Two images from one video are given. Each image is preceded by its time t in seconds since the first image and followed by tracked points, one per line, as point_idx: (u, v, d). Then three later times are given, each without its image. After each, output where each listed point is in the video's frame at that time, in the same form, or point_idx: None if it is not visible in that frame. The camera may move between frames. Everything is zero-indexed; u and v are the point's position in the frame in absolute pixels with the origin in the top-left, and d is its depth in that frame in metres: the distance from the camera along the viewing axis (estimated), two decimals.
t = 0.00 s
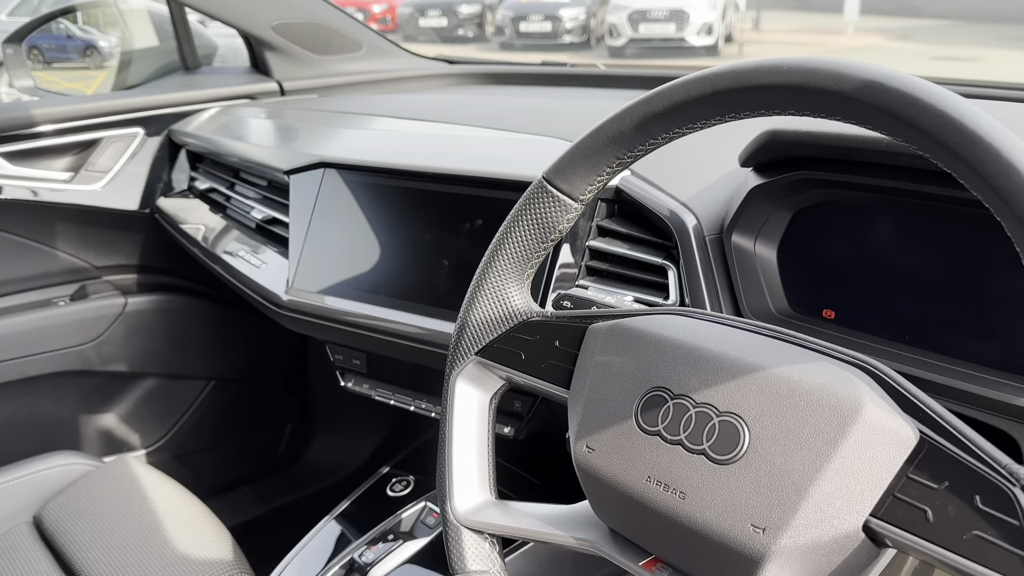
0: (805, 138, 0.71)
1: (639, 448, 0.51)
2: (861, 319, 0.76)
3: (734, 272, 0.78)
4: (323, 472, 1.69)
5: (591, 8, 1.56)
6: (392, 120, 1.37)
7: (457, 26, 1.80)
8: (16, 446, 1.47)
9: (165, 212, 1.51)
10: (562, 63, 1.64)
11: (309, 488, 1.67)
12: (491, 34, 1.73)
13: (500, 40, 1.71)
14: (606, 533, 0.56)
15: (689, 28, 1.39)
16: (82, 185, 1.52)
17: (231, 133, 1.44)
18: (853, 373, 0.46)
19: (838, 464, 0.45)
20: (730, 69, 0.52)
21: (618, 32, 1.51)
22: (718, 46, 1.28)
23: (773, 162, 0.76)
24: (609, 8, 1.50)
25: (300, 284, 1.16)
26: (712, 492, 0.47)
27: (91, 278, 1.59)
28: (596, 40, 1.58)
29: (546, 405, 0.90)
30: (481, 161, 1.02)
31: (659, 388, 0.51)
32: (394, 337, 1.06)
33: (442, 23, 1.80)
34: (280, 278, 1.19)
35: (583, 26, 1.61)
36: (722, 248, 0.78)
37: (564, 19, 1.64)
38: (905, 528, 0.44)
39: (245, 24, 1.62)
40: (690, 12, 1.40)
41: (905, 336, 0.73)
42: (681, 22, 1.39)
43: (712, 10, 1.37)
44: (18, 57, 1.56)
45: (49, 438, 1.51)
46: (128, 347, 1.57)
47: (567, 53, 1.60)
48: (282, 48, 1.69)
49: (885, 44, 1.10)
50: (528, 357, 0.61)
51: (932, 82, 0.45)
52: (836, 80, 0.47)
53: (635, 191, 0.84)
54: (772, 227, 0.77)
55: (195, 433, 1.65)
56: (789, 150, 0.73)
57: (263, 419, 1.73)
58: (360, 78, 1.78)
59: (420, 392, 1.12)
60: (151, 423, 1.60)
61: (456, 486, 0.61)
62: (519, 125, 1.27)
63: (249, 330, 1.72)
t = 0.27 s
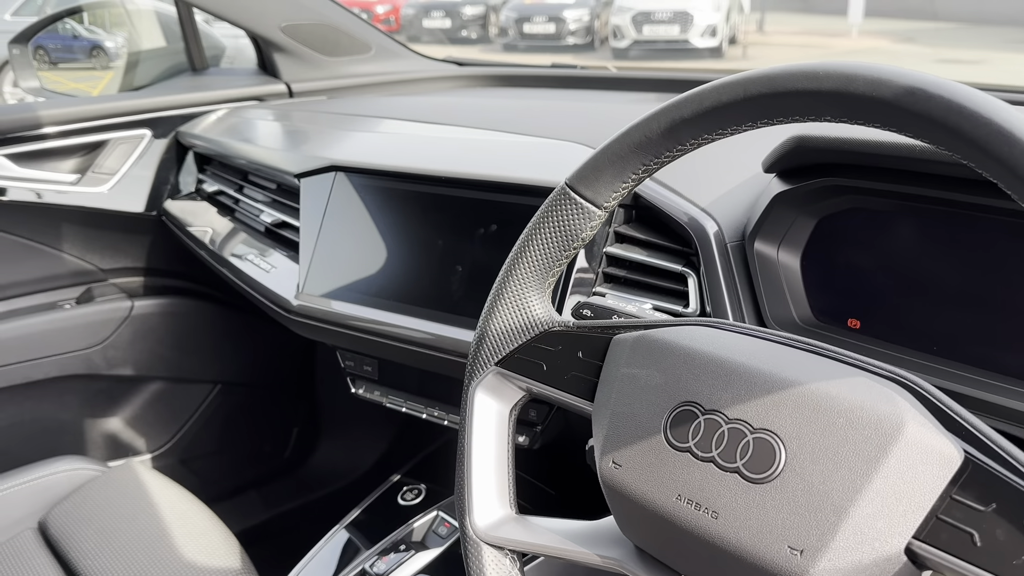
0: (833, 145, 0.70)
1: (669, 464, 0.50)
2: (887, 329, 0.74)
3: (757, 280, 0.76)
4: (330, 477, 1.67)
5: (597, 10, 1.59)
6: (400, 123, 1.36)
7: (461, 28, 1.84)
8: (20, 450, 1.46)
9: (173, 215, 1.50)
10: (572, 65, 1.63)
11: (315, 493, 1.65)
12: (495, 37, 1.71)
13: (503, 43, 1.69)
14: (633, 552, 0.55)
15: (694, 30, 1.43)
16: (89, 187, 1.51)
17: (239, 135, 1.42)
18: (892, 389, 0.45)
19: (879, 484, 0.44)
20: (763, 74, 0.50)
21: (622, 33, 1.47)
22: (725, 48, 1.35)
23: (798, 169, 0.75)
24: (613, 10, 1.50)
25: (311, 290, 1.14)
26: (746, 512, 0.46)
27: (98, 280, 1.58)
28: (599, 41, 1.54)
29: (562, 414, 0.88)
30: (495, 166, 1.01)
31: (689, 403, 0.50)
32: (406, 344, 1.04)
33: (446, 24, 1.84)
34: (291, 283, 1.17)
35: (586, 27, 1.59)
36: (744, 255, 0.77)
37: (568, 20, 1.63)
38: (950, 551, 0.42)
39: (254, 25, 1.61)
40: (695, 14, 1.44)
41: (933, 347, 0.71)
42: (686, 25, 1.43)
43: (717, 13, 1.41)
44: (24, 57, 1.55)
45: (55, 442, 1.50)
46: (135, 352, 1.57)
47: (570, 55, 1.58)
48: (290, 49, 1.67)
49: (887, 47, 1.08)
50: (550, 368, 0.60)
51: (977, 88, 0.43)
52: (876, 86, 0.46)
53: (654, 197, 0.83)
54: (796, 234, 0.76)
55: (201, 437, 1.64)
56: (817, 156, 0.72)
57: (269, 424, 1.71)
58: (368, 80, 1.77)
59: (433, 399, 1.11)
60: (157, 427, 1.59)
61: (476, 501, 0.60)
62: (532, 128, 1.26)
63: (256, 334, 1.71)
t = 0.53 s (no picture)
0: (870, 152, 0.69)
1: (708, 484, 0.48)
2: (921, 340, 0.72)
3: (787, 289, 0.75)
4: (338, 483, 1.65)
5: (602, 10, 1.54)
6: (412, 125, 1.34)
7: (465, 29, 1.72)
8: (28, 453, 1.45)
9: (185, 217, 1.49)
10: (584, 66, 1.61)
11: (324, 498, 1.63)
12: (499, 37, 1.64)
13: (508, 44, 1.63)
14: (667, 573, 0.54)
15: (699, 32, 1.36)
16: (99, 189, 1.51)
17: (251, 137, 1.41)
18: (946, 409, 0.43)
19: (932, 507, 0.42)
20: (806, 78, 0.48)
21: (627, 34, 1.45)
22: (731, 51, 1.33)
23: (830, 176, 0.74)
24: (619, 11, 1.46)
25: (326, 294, 1.12)
26: (792, 534, 0.45)
27: (107, 283, 1.57)
28: (604, 42, 1.52)
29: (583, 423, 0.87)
30: (514, 170, 0.99)
31: (728, 420, 0.48)
32: (421, 350, 1.02)
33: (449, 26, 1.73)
34: (305, 287, 1.15)
35: (591, 28, 1.55)
36: (773, 263, 0.76)
37: (572, 21, 1.56)
38: None
39: (265, 26, 1.60)
40: (700, 16, 1.37)
41: (971, 360, 0.69)
42: (692, 25, 1.37)
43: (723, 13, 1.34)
44: (33, 57, 1.55)
45: (63, 446, 1.48)
46: (145, 355, 1.55)
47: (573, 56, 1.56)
48: (301, 49, 1.66)
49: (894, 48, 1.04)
50: (580, 381, 0.58)
51: None
52: (927, 91, 0.44)
53: (680, 203, 0.82)
54: (826, 242, 0.75)
55: (210, 440, 1.62)
56: (853, 163, 0.71)
57: (278, 427, 1.70)
58: (380, 82, 1.75)
59: (449, 408, 1.09)
60: (166, 430, 1.58)
61: (502, 515, 0.58)
62: (547, 131, 1.24)
63: (266, 336, 1.70)
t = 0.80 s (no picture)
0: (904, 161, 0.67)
1: (743, 503, 0.47)
2: (950, 353, 0.71)
3: (814, 299, 0.74)
4: (348, 487, 1.65)
5: (609, 11, 1.60)
6: (425, 128, 1.33)
7: (474, 30, 1.80)
8: (37, 457, 1.44)
9: (196, 219, 1.49)
10: (599, 68, 1.60)
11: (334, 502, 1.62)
12: (507, 38, 1.71)
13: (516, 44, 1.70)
14: None
15: (706, 33, 1.43)
16: (110, 190, 1.50)
17: (263, 139, 1.40)
18: (992, 429, 0.42)
19: (979, 531, 0.40)
20: (846, 87, 0.47)
21: (634, 36, 1.50)
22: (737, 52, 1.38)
23: (859, 184, 0.73)
24: (626, 12, 1.52)
25: (340, 300, 1.11)
26: (831, 556, 0.44)
27: (117, 284, 1.58)
28: (612, 44, 1.57)
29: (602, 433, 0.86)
30: (532, 175, 0.98)
31: (764, 438, 0.47)
32: (436, 356, 1.01)
33: (458, 26, 1.80)
34: (318, 292, 1.14)
35: (599, 30, 1.60)
36: (799, 270, 0.75)
37: (580, 22, 1.64)
38: None
39: (278, 27, 1.59)
40: (707, 16, 1.44)
41: (1002, 375, 0.67)
42: (699, 27, 1.44)
43: (729, 15, 1.41)
44: (44, 57, 1.55)
45: (72, 449, 1.48)
46: (155, 358, 1.55)
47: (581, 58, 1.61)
48: (314, 51, 1.65)
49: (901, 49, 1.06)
50: (606, 395, 0.56)
51: None
52: (973, 101, 0.42)
53: (704, 210, 0.81)
54: (854, 251, 0.74)
55: (219, 444, 1.61)
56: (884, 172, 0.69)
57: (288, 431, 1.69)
58: (392, 84, 1.74)
59: (465, 416, 1.08)
60: (175, 434, 1.57)
61: (525, 532, 0.57)
62: (563, 134, 1.22)
63: (276, 339, 1.69)
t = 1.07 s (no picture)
0: (936, 162, 0.66)
1: (777, 512, 0.46)
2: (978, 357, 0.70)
3: (840, 302, 0.72)
4: (358, 488, 1.64)
5: (619, 11, 1.60)
6: (441, 127, 1.31)
7: (481, 29, 1.81)
8: (49, 455, 1.44)
9: (209, 218, 1.49)
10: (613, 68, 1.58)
11: (345, 502, 1.62)
12: (515, 38, 1.71)
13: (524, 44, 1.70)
14: None
15: (716, 34, 1.43)
16: (123, 189, 1.50)
17: (276, 138, 1.39)
18: None
19: None
20: (884, 85, 0.46)
21: (643, 36, 1.52)
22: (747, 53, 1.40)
23: (888, 185, 0.72)
24: (635, 12, 1.54)
25: (355, 300, 1.10)
26: (869, 568, 0.42)
27: (129, 284, 1.58)
28: (620, 44, 1.59)
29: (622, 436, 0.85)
30: (549, 175, 0.97)
31: (798, 445, 0.46)
32: (452, 357, 1.00)
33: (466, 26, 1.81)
34: (333, 292, 1.13)
35: (608, 30, 1.62)
36: (825, 273, 0.74)
37: (589, 22, 1.64)
38: None
39: (291, 25, 1.58)
40: (717, 17, 1.44)
41: None
42: (708, 28, 1.44)
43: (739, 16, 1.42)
44: (57, 55, 1.57)
45: (84, 447, 1.47)
46: (167, 357, 1.54)
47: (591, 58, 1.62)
48: (328, 50, 1.64)
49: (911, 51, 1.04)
50: (632, 399, 0.55)
51: None
52: (1018, 100, 0.41)
53: (727, 211, 0.80)
54: (881, 253, 0.72)
55: (230, 443, 1.61)
56: (915, 173, 0.68)
57: (300, 431, 1.69)
58: (405, 83, 1.74)
59: (481, 417, 1.07)
60: (187, 433, 1.57)
61: (548, 538, 0.56)
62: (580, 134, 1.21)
63: (288, 339, 1.69)
